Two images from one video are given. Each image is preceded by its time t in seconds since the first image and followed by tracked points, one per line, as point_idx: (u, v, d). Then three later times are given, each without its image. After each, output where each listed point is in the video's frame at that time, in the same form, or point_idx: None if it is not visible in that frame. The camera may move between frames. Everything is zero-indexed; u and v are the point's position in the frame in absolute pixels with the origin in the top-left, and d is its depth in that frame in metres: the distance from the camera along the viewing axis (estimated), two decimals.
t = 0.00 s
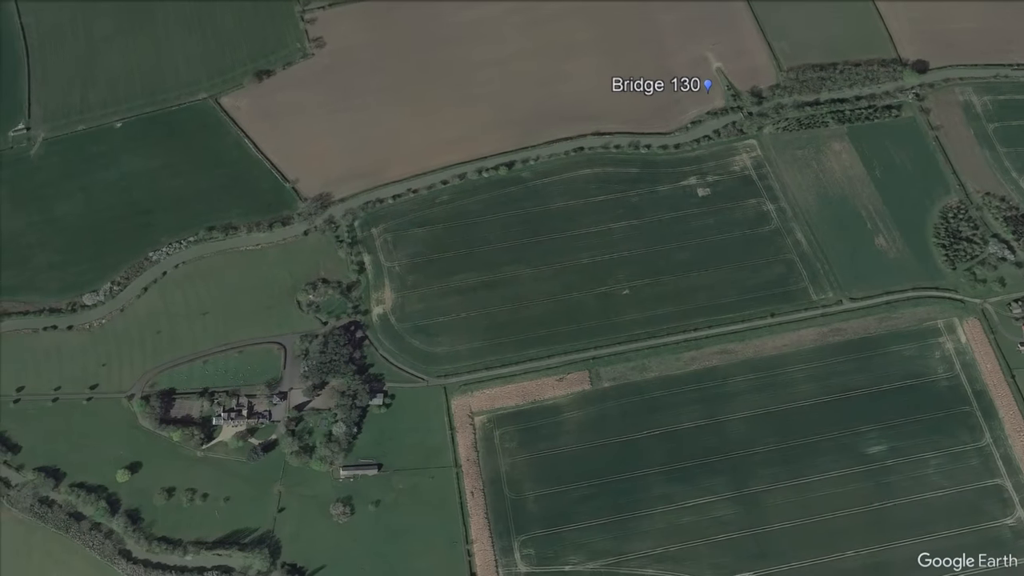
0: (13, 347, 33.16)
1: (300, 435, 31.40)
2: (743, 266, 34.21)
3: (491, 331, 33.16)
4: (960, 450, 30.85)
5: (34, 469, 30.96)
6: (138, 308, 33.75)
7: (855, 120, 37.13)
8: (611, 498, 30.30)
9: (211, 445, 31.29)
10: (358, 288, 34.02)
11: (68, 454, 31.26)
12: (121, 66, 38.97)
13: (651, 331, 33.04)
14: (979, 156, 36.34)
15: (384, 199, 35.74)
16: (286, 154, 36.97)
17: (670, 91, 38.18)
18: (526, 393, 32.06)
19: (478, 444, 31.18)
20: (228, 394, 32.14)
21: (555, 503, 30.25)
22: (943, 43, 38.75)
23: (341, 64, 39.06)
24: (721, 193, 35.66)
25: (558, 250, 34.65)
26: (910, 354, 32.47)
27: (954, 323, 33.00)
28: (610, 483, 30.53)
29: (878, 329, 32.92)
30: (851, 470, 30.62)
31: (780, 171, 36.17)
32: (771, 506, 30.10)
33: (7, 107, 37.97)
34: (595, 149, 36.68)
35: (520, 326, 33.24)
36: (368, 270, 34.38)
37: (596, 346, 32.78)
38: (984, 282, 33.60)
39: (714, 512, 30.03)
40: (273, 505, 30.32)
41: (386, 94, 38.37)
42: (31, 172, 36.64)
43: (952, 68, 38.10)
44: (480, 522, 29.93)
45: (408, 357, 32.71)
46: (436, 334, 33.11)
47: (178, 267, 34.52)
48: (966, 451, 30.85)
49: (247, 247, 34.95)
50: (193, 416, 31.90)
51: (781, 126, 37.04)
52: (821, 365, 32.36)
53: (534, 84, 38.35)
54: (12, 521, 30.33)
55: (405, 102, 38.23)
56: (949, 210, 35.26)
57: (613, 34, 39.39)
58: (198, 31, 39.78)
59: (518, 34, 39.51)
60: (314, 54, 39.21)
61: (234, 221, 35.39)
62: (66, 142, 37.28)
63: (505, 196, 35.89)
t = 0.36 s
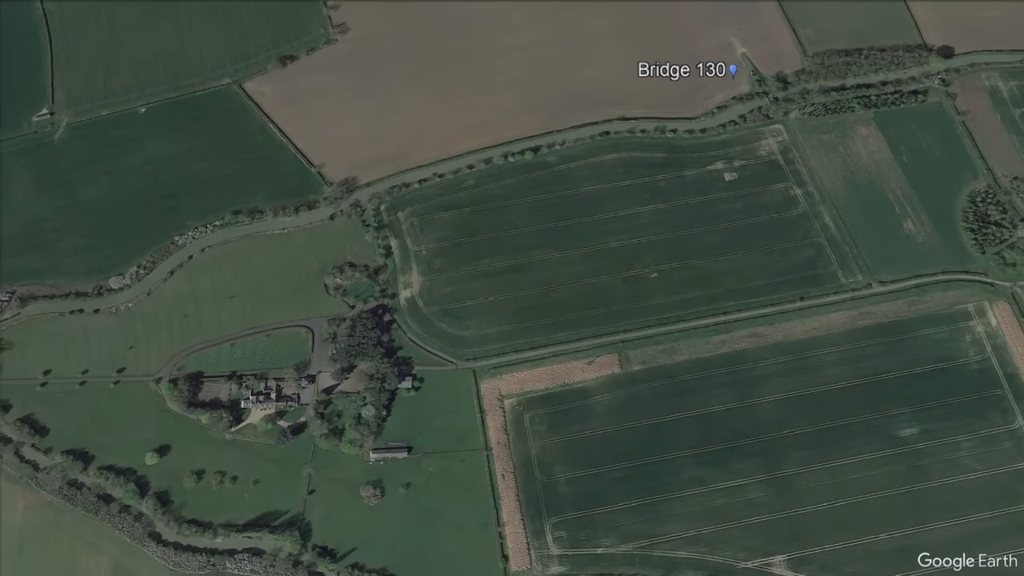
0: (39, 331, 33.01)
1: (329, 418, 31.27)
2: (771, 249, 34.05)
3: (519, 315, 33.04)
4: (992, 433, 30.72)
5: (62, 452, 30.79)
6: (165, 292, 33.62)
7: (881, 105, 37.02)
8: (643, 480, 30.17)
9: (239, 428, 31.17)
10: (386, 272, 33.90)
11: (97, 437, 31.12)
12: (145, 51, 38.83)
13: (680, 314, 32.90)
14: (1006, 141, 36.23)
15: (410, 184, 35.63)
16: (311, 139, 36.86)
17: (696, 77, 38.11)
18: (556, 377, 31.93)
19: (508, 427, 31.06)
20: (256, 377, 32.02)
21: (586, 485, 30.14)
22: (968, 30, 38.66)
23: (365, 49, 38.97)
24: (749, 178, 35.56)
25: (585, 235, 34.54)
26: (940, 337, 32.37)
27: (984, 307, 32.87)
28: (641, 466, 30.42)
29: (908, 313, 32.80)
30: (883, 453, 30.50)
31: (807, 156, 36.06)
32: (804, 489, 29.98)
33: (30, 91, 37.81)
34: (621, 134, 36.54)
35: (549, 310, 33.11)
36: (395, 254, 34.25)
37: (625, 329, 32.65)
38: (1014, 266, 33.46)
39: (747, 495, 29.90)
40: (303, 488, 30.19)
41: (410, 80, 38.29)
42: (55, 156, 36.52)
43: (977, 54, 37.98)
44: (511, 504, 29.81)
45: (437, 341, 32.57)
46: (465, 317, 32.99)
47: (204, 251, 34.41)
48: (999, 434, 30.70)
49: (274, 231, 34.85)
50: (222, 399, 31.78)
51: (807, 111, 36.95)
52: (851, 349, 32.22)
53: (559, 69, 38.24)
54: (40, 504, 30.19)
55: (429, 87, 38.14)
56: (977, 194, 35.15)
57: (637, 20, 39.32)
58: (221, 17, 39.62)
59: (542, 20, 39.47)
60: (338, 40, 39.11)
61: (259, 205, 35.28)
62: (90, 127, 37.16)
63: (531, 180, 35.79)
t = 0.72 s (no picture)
0: (66, 313, 32.77)
1: (360, 399, 31.02)
2: (803, 232, 33.82)
3: (550, 297, 32.80)
4: None
5: (91, 434, 30.53)
6: (193, 274, 33.40)
7: (910, 89, 36.77)
8: (678, 462, 29.88)
9: (270, 409, 30.93)
10: (415, 255, 33.67)
11: (126, 419, 30.90)
12: (169, 35, 38.60)
13: (713, 296, 32.63)
14: None
15: (438, 166, 35.42)
16: (337, 122, 36.64)
17: (724, 60, 37.86)
18: (588, 359, 31.67)
19: (541, 409, 30.80)
20: (286, 359, 31.79)
21: (620, 467, 29.83)
22: (997, 13, 38.36)
23: (391, 33, 38.78)
24: (779, 160, 35.35)
25: (615, 217, 34.31)
26: (975, 319, 32.11)
27: (1019, 289, 32.59)
28: (676, 448, 30.14)
29: (942, 295, 32.55)
30: (919, 434, 30.24)
31: (837, 139, 35.84)
32: (840, 471, 29.71)
33: (55, 74, 37.56)
34: (650, 117, 36.31)
35: (580, 292, 32.87)
36: (424, 236, 34.04)
37: (657, 311, 32.39)
38: None
39: (783, 477, 29.63)
40: (335, 469, 29.93)
41: (436, 64, 38.09)
42: (81, 140, 36.35)
43: (1007, 38, 37.70)
44: (545, 486, 29.55)
45: (467, 323, 32.34)
46: (495, 300, 32.74)
47: (232, 234, 34.19)
48: None
49: (301, 213, 34.62)
50: (251, 381, 31.54)
51: (837, 94, 36.69)
52: (886, 330, 31.96)
53: (586, 53, 38.01)
54: (70, 486, 29.95)
55: (456, 71, 37.93)
56: (1009, 177, 34.89)
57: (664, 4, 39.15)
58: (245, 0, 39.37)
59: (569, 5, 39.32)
60: (363, 24, 38.92)
61: (287, 188, 35.06)
62: (116, 110, 36.96)
63: (559, 163, 35.58)
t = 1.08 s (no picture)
0: (90, 296, 32.46)
1: (389, 383, 30.67)
2: (833, 216, 33.51)
3: (579, 280, 32.45)
4: None
5: (117, 417, 30.19)
6: (218, 257, 33.09)
7: (939, 72, 36.37)
8: (711, 446, 29.56)
9: (298, 393, 30.58)
10: (441, 238, 33.31)
11: (153, 402, 30.57)
12: (190, 18, 38.17)
13: (744, 280, 32.29)
14: None
15: (464, 150, 35.07)
16: (361, 105, 36.28)
17: (751, 44, 37.51)
18: (619, 342, 31.31)
19: (571, 392, 30.48)
20: (313, 342, 31.43)
21: (653, 451, 29.48)
22: None
23: (414, 17, 38.42)
24: (808, 144, 35.01)
25: (644, 201, 34.00)
26: (1009, 303, 31.77)
27: None
28: (709, 432, 29.82)
29: (975, 279, 32.22)
30: (954, 418, 29.92)
31: (866, 122, 35.48)
32: (875, 454, 29.42)
33: (75, 57, 37.19)
34: (677, 101, 35.94)
35: (609, 275, 32.52)
36: (450, 220, 33.71)
37: (688, 294, 32.04)
38: None
39: (818, 460, 29.33)
40: (364, 453, 29.60)
41: (460, 47, 37.71)
42: (103, 123, 36.01)
43: None
44: (577, 470, 29.22)
45: (496, 306, 32.00)
46: (523, 283, 32.39)
47: (257, 217, 33.88)
48: None
49: (327, 196, 34.30)
50: (278, 364, 31.21)
51: (865, 78, 36.28)
52: (919, 314, 31.62)
53: (611, 37, 37.63)
54: (97, 469, 29.66)
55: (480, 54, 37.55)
56: None
57: None
58: None
59: None
60: (385, 8, 38.57)
61: (312, 171, 34.73)
62: (138, 94, 36.61)
63: (586, 147, 35.26)
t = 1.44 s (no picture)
0: (111, 282, 32.10)
1: (414, 368, 30.31)
2: (861, 201, 33.17)
3: (605, 265, 32.07)
4: None
5: (139, 403, 29.83)
6: (239, 243, 32.69)
7: (965, 58, 35.96)
8: (740, 432, 29.20)
9: (321, 378, 30.21)
10: (465, 224, 33.01)
11: (175, 388, 30.20)
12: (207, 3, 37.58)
13: (771, 265, 31.92)
14: None
15: (486, 135, 34.69)
16: (382, 91, 35.80)
17: (776, 30, 37.07)
18: (646, 328, 30.92)
19: (599, 378, 30.11)
20: (337, 328, 31.06)
21: (683, 437, 29.10)
22: None
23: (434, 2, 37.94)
24: (834, 129, 34.67)
25: (669, 186, 33.66)
26: None
27: None
28: (738, 417, 29.46)
29: (1006, 264, 31.84)
30: (986, 404, 29.56)
31: (892, 108, 35.13)
32: (907, 440, 29.07)
33: (94, 42, 36.80)
34: (701, 86, 35.41)
35: (635, 261, 32.13)
36: (473, 205, 33.33)
37: (715, 280, 31.63)
38: None
39: (849, 446, 28.97)
40: (390, 439, 29.22)
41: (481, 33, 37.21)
42: (121, 109, 35.63)
43: None
44: (606, 456, 28.85)
45: (521, 292, 31.62)
46: (549, 269, 32.01)
47: (278, 202, 33.51)
48: None
49: (348, 182, 33.92)
50: (302, 349, 30.85)
51: (890, 63, 35.94)
52: (950, 299, 31.26)
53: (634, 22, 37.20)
54: (119, 456, 29.32)
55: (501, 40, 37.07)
56: None
57: None
58: None
59: None
60: None
61: (333, 157, 34.33)
62: (156, 79, 36.20)
63: (610, 132, 34.89)
